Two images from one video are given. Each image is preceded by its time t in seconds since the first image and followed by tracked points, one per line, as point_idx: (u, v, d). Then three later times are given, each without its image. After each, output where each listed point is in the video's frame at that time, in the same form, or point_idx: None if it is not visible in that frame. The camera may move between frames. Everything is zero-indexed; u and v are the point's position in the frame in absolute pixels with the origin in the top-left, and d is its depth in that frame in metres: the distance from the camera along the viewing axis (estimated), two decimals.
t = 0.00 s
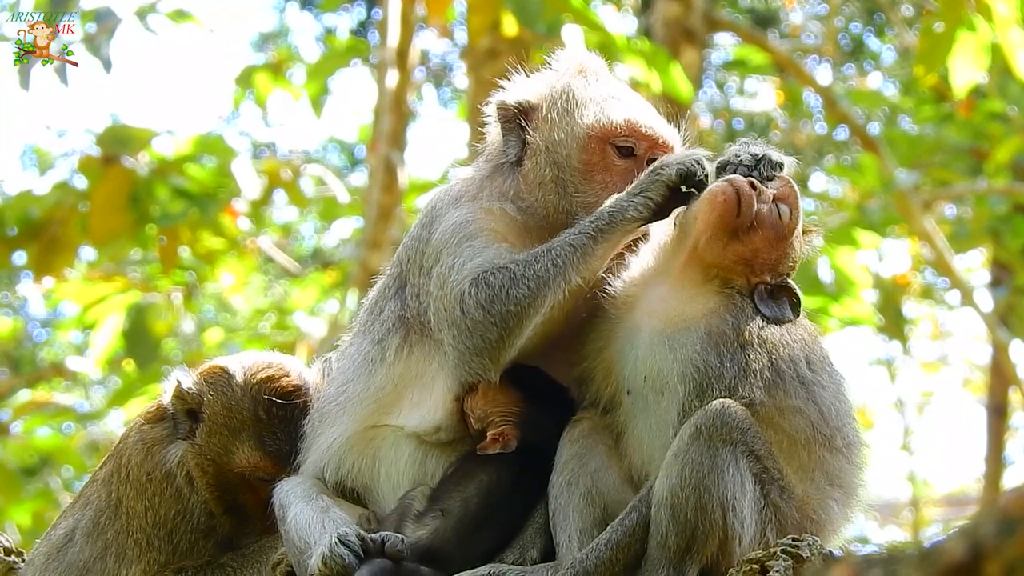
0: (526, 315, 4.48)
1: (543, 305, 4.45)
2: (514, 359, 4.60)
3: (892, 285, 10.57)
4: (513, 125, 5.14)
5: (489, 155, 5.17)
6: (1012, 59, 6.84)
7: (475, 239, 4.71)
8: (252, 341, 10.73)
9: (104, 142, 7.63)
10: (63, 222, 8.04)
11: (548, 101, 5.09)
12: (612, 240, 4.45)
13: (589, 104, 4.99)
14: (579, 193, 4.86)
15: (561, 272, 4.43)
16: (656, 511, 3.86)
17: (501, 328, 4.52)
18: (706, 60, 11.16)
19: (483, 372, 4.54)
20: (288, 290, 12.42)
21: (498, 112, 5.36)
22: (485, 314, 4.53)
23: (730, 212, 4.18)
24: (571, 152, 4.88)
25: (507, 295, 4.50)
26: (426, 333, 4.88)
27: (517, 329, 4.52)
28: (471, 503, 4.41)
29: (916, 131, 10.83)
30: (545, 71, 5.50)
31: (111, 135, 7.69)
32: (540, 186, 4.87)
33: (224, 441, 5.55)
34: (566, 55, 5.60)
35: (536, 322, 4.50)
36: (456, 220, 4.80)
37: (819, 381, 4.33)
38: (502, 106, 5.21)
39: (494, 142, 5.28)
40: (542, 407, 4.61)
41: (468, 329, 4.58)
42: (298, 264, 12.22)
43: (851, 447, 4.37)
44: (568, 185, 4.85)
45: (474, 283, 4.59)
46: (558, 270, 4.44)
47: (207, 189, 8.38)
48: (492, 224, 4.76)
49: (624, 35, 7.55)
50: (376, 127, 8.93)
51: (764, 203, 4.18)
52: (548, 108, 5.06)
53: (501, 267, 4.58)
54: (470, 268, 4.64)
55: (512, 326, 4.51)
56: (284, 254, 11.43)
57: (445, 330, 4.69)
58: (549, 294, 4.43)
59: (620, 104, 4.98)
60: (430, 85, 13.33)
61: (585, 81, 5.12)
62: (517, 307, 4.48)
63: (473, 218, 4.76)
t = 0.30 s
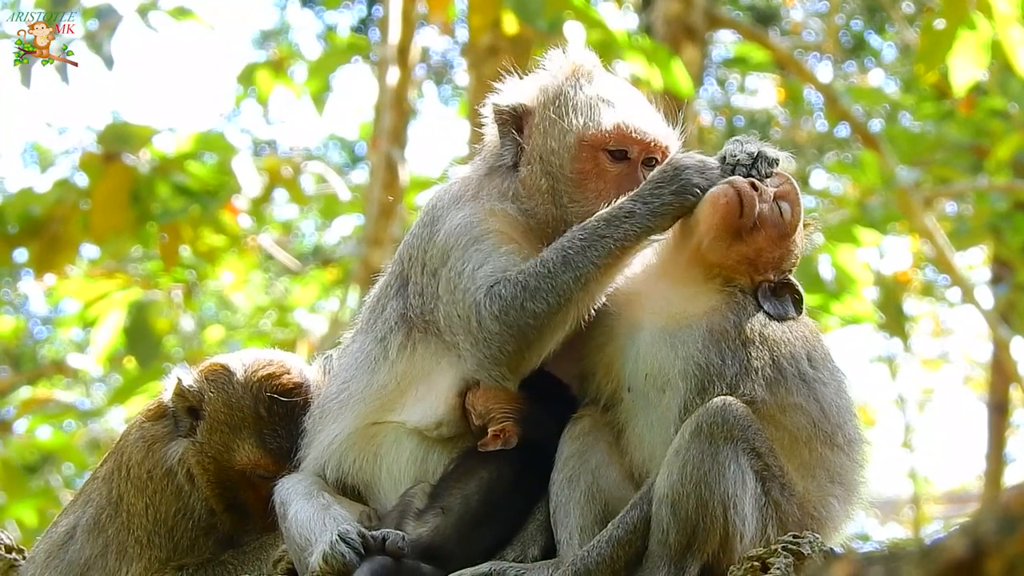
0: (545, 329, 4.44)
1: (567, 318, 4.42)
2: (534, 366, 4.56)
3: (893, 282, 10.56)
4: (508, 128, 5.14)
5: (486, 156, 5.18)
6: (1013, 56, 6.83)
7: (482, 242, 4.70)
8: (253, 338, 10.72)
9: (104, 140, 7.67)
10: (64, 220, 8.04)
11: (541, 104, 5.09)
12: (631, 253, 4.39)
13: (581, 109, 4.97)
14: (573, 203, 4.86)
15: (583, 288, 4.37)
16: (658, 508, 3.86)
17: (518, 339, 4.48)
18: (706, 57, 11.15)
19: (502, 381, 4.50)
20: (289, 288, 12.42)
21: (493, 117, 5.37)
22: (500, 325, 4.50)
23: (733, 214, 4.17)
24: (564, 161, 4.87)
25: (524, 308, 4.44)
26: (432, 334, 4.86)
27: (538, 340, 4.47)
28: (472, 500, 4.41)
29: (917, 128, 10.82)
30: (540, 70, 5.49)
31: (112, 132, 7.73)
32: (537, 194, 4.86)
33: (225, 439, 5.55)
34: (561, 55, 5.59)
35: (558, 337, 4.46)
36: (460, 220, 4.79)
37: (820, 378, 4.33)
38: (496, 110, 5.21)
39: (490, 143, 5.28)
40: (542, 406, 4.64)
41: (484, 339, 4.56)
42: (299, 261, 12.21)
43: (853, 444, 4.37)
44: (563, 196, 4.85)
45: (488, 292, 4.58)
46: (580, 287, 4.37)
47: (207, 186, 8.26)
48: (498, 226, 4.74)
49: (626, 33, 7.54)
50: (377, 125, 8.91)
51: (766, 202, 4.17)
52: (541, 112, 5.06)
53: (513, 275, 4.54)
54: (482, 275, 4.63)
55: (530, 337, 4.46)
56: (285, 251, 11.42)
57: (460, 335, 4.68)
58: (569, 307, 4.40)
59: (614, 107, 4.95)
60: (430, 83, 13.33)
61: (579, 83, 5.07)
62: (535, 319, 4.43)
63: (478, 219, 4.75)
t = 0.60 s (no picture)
0: (539, 333, 4.45)
1: (560, 324, 4.42)
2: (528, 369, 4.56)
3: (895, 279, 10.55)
4: (507, 128, 5.13)
5: (484, 155, 5.18)
6: (1014, 52, 6.82)
7: (477, 243, 4.68)
8: (255, 335, 10.72)
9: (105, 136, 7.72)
10: (65, 217, 8.05)
11: (540, 104, 5.08)
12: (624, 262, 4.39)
13: (580, 110, 4.96)
14: (572, 205, 4.86)
15: (578, 294, 4.38)
16: (659, 505, 3.86)
17: (511, 343, 4.48)
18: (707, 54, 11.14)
19: (495, 384, 4.51)
20: (290, 285, 12.42)
21: (492, 115, 5.36)
22: (493, 329, 4.50)
23: (737, 214, 4.18)
24: (562, 164, 4.87)
25: (517, 313, 4.44)
26: (429, 335, 4.86)
27: (531, 346, 4.49)
28: (473, 497, 4.41)
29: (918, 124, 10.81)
30: (539, 69, 5.47)
31: (112, 129, 7.78)
32: (536, 197, 4.87)
33: (226, 436, 5.54)
34: (560, 54, 5.57)
35: (552, 341, 4.47)
36: (456, 221, 4.78)
37: (821, 375, 4.33)
38: (495, 107, 5.19)
39: (489, 142, 5.27)
40: (542, 403, 4.63)
41: (477, 342, 4.56)
42: (300, 258, 12.21)
43: (854, 442, 4.37)
44: (562, 199, 4.86)
45: (482, 297, 4.57)
46: (575, 293, 4.37)
47: (209, 183, 8.30)
48: (494, 226, 4.73)
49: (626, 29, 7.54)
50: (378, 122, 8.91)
51: (769, 202, 4.17)
52: (540, 112, 5.04)
53: (508, 280, 4.54)
54: (476, 277, 4.62)
55: (524, 341, 4.48)
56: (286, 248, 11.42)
57: (455, 338, 4.67)
58: (563, 313, 4.40)
59: (614, 109, 4.94)
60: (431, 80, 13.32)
61: (578, 84, 5.06)
62: (529, 325, 4.43)
63: (474, 219, 4.74)
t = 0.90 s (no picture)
0: (538, 334, 4.43)
1: (558, 325, 4.41)
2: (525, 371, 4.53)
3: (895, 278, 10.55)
4: (505, 125, 5.12)
5: (483, 154, 5.17)
6: (1015, 51, 6.83)
7: (476, 244, 4.68)
8: (255, 334, 10.72)
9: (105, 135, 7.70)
10: (65, 216, 8.05)
11: (539, 100, 5.07)
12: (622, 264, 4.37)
13: (579, 105, 4.96)
14: (575, 200, 4.85)
15: (576, 295, 4.37)
16: (659, 504, 3.86)
17: (510, 345, 4.46)
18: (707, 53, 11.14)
19: (493, 385, 4.49)
20: (290, 284, 12.41)
21: (491, 113, 5.35)
22: (492, 331, 4.49)
23: (737, 211, 4.18)
24: (564, 159, 4.87)
25: (516, 315, 4.43)
26: (428, 336, 4.86)
27: (529, 347, 4.47)
28: (473, 496, 4.41)
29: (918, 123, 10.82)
30: (535, 67, 5.47)
31: (112, 128, 7.77)
32: (537, 193, 4.86)
33: (226, 434, 5.54)
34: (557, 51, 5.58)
35: (550, 343, 4.45)
36: (455, 222, 4.78)
37: (821, 373, 4.33)
38: (492, 105, 5.18)
39: (487, 140, 5.26)
40: (542, 402, 4.64)
41: (476, 345, 4.54)
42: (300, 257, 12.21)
43: (854, 440, 4.37)
44: (564, 194, 4.84)
45: (480, 298, 4.56)
46: (573, 294, 4.37)
47: (210, 182, 8.34)
48: (493, 227, 4.73)
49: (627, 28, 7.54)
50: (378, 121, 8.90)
51: (769, 199, 4.17)
52: (540, 108, 5.03)
53: (506, 282, 4.52)
54: (474, 279, 4.61)
55: (522, 343, 4.46)
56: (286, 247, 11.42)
57: (453, 339, 4.67)
58: (561, 314, 4.39)
59: (614, 103, 4.94)
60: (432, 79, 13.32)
61: (575, 78, 5.07)
62: (528, 326, 4.42)
63: (473, 220, 4.74)
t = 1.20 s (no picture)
0: (527, 315, 4.50)
1: (546, 304, 4.47)
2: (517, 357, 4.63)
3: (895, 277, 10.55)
4: (510, 119, 5.13)
5: (487, 149, 5.17)
6: (1014, 51, 6.83)
7: (476, 236, 4.70)
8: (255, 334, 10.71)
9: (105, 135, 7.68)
10: (65, 216, 8.05)
11: (545, 94, 5.07)
12: (611, 238, 4.42)
13: (585, 98, 4.96)
14: (578, 190, 4.84)
15: (563, 273, 4.42)
16: (658, 503, 3.86)
17: (502, 329, 4.53)
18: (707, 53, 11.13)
19: (487, 372, 4.54)
20: (290, 283, 12.41)
21: (495, 107, 5.35)
22: (485, 313, 4.54)
23: (733, 207, 4.16)
24: (569, 149, 4.86)
25: (507, 296, 4.50)
26: (428, 332, 4.87)
27: (521, 329, 4.54)
28: (472, 495, 4.40)
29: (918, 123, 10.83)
30: (541, 63, 5.47)
31: (112, 127, 7.76)
32: (540, 184, 4.86)
33: (227, 433, 5.55)
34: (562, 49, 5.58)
35: (537, 322, 4.52)
36: (456, 216, 4.79)
37: (821, 372, 4.33)
38: (497, 100, 5.20)
39: (491, 136, 5.27)
40: (542, 401, 4.62)
41: (469, 329, 4.60)
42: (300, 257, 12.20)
43: (854, 439, 4.37)
44: (568, 184, 4.83)
45: (474, 282, 4.60)
46: (561, 273, 4.42)
47: (209, 182, 8.35)
48: (493, 220, 4.75)
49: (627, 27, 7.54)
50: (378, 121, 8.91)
51: (766, 195, 4.18)
52: (545, 102, 5.03)
53: (500, 264, 4.57)
54: (469, 265, 4.65)
55: (514, 325, 4.52)
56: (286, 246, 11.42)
57: (449, 329, 4.69)
58: (551, 295, 4.44)
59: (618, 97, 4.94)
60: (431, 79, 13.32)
61: (580, 73, 5.08)
62: (519, 309, 4.49)
63: (473, 214, 4.75)
